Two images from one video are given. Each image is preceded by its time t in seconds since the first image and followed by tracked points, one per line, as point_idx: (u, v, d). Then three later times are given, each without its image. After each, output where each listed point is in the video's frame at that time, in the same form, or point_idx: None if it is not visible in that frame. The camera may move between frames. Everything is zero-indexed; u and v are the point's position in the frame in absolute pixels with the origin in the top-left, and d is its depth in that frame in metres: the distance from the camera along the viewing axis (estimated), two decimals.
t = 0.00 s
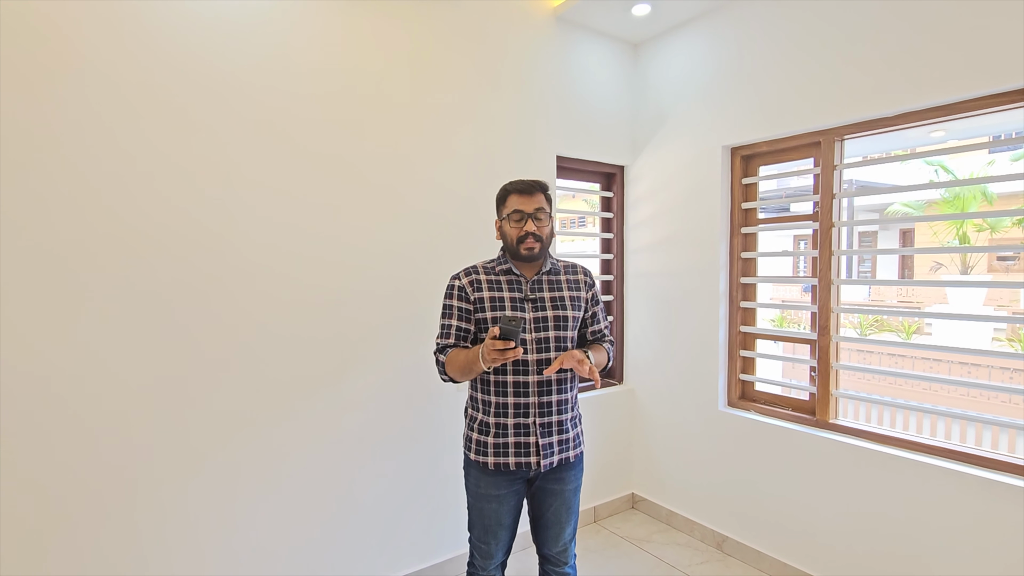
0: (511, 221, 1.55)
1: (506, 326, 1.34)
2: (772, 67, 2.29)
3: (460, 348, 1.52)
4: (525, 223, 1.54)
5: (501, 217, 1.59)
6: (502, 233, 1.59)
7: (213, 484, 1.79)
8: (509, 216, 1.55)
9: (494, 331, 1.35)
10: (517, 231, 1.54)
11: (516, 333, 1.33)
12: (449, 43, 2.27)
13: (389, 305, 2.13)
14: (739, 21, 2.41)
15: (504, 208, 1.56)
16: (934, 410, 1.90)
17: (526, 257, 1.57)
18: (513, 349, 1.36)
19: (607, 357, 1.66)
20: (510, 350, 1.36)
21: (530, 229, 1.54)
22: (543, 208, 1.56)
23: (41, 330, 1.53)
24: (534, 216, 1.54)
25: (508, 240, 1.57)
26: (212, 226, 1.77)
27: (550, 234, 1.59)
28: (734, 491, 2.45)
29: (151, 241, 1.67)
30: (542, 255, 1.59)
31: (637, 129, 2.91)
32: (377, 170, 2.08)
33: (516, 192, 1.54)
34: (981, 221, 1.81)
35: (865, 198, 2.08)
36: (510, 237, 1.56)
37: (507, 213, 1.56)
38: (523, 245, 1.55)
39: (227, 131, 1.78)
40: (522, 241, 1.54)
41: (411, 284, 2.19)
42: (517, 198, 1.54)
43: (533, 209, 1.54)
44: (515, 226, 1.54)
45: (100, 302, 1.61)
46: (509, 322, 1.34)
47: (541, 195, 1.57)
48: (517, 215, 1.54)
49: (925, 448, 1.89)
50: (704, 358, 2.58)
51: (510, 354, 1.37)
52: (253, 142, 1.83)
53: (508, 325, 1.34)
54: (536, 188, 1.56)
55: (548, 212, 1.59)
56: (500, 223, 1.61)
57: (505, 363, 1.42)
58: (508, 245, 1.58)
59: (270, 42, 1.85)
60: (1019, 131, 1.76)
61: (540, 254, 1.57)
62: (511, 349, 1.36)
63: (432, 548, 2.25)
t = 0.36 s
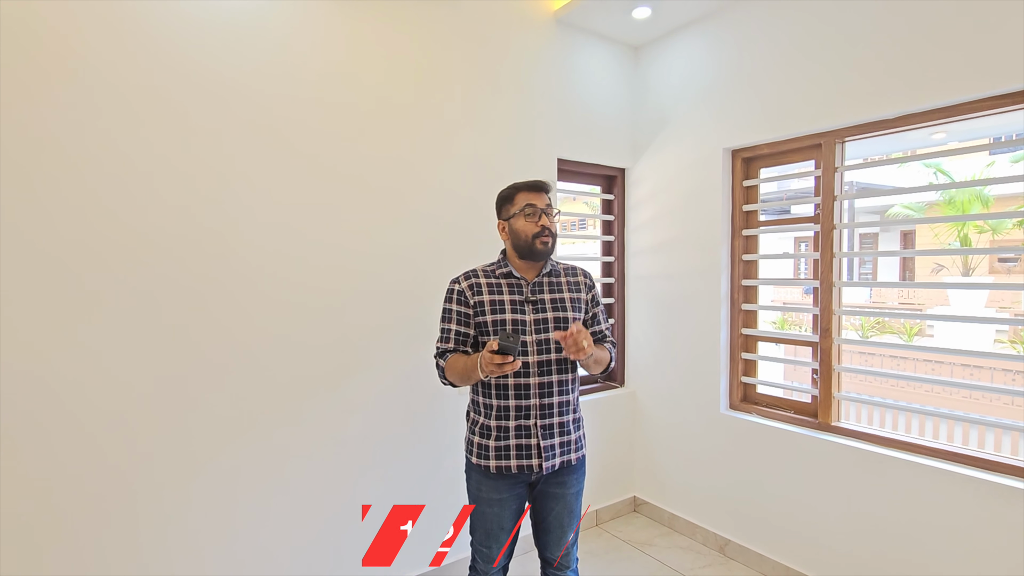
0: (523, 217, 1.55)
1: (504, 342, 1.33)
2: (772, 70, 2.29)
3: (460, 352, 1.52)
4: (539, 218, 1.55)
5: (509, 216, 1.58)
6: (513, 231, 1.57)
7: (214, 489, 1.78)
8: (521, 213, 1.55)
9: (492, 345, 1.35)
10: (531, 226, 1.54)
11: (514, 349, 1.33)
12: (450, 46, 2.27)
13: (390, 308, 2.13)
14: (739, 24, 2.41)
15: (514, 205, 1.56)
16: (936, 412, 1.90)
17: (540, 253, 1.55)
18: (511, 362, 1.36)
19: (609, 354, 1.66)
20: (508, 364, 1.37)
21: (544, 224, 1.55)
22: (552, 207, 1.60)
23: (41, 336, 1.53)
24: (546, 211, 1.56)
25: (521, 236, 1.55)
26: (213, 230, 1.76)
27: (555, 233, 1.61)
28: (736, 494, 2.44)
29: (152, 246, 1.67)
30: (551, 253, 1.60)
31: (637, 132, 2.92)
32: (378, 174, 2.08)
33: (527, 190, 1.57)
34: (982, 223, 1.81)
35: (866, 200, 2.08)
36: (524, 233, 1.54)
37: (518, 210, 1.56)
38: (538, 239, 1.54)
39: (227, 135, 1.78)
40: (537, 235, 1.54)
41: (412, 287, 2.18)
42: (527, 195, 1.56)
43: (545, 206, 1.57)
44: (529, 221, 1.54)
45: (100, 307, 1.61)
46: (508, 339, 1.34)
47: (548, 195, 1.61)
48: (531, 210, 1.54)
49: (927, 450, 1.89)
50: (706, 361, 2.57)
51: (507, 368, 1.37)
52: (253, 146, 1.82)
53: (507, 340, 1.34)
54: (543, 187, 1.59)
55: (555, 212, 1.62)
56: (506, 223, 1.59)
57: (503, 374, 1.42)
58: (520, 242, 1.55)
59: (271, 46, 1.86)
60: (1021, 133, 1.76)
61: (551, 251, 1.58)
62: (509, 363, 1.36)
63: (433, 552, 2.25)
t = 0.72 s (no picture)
0: (520, 221, 1.55)
1: (511, 341, 1.33)
2: (771, 72, 2.29)
3: (460, 355, 1.52)
4: (536, 222, 1.54)
5: (507, 220, 1.58)
6: (510, 234, 1.57)
7: (214, 494, 1.78)
8: (518, 216, 1.55)
9: (497, 345, 1.35)
10: (529, 229, 1.54)
11: (519, 348, 1.33)
12: (449, 50, 2.28)
13: (390, 311, 2.13)
14: (737, 27, 2.42)
15: (511, 209, 1.56)
16: (936, 413, 1.89)
17: (536, 257, 1.55)
18: (515, 363, 1.36)
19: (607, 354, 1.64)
20: (512, 364, 1.37)
21: (542, 226, 1.55)
22: (550, 211, 1.59)
23: (41, 340, 1.53)
24: (543, 213, 1.56)
25: (518, 239, 1.55)
26: (213, 234, 1.77)
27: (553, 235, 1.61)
28: (736, 496, 2.44)
29: (152, 250, 1.67)
30: (549, 257, 1.59)
31: (636, 134, 2.92)
32: (377, 177, 2.09)
33: (524, 193, 1.57)
34: (981, 224, 1.81)
35: (865, 202, 2.08)
36: (522, 236, 1.54)
37: (515, 213, 1.56)
38: (534, 243, 1.54)
39: (226, 139, 1.78)
40: (533, 239, 1.54)
41: (412, 291, 2.19)
42: (524, 198, 1.56)
43: (542, 209, 1.56)
44: (526, 224, 1.54)
45: (100, 312, 1.61)
46: (514, 339, 1.33)
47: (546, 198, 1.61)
48: (527, 213, 1.54)
49: (927, 451, 1.89)
50: (706, 363, 2.57)
51: (511, 368, 1.37)
52: (253, 150, 1.83)
53: (513, 340, 1.33)
54: (540, 190, 1.59)
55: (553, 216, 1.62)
56: (504, 226, 1.59)
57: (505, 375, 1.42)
58: (519, 245, 1.55)
59: (271, 51, 1.86)
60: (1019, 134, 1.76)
61: (550, 253, 1.57)
62: (513, 363, 1.36)
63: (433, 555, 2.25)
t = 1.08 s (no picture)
0: (519, 225, 1.54)
1: (506, 346, 1.34)
2: (770, 72, 2.30)
3: (460, 356, 1.53)
4: (535, 226, 1.54)
5: (505, 223, 1.57)
6: (510, 238, 1.57)
7: (214, 494, 1.78)
8: (518, 221, 1.54)
9: (493, 349, 1.36)
10: (528, 234, 1.53)
11: (516, 353, 1.35)
12: (448, 52, 2.28)
13: (390, 312, 2.13)
14: (736, 27, 2.42)
15: (510, 213, 1.54)
16: (936, 413, 1.89)
17: (536, 260, 1.56)
18: (512, 367, 1.37)
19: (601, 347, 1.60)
20: (509, 368, 1.38)
21: (541, 231, 1.54)
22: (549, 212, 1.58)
23: (42, 341, 1.53)
24: (543, 218, 1.54)
25: (518, 244, 1.55)
26: (213, 235, 1.77)
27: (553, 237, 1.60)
28: (737, 497, 2.44)
29: (152, 252, 1.68)
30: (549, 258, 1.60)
31: (636, 135, 2.92)
32: (377, 178, 2.09)
33: (523, 197, 1.54)
34: (979, 224, 1.81)
35: (864, 202, 2.08)
36: (522, 241, 1.54)
37: (514, 218, 1.55)
38: (534, 248, 1.54)
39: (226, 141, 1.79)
40: (533, 244, 1.54)
41: (412, 291, 2.19)
42: (523, 202, 1.54)
43: (541, 212, 1.55)
44: (525, 229, 1.53)
45: (101, 313, 1.61)
46: (510, 344, 1.34)
47: (545, 199, 1.59)
48: (526, 218, 1.53)
49: (927, 451, 1.89)
50: (705, 363, 2.57)
51: (508, 372, 1.38)
52: (253, 152, 1.84)
53: (508, 345, 1.35)
54: (539, 192, 1.57)
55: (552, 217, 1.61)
56: (503, 229, 1.58)
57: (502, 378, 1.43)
58: (518, 250, 1.55)
59: (271, 53, 1.87)
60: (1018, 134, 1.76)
61: (550, 257, 1.58)
62: (510, 367, 1.37)
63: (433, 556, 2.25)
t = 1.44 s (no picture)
0: (503, 235, 1.55)
1: (502, 343, 1.36)
2: (769, 72, 2.30)
3: (461, 357, 1.54)
4: (517, 236, 1.54)
5: (493, 231, 1.59)
6: (496, 246, 1.59)
7: (215, 495, 1.79)
8: (502, 230, 1.55)
9: (491, 347, 1.38)
10: (511, 244, 1.54)
11: (513, 349, 1.36)
12: (448, 52, 2.29)
13: (390, 312, 2.14)
14: (736, 27, 2.42)
15: (494, 222, 1.55)
16: (937, 412, 1.89)
17: (522, 268, 1.58)
18: (510, 363, 1.39)
19: (606, 358, 1.64)
20: (507, 365, 1.39)
21: (524, 241, 1.54)
22: (533, 218, 1.55)
23: (42, 343, 1.54)
24: (525, 227, 1.53)
25: (503, 253, 1.57)
26: (213, 237, 1.78)
27: (541, 242, 1.58)
28: (737, 496, 2.44)
29: (152, 253, 1.68)
30: (538, 262, 1.60)
31: (636, 135, 2.92)
32: (377, 179, 2.10)
33: (505, 206, 1.53)
34: (980, 224, 1.81)
35: (864, 201, 2.08)
36: (505, 251, 1.56)
37: (498, 227, 1.56)
38: (518, 257, 1.55)
39: (226, 143, 1.79)
40: (517, 253, 1.55)
41: (412, 292, 2.19)
42: (506, 211, 1.53)
43: (524, 221, 1.54)
44: (508, 239, 1.55)
45: (101, 314, 1.62)
46: (506, 340, 1.36)
47: (530, 204, 1.55)
48: (509, 229, 1.54)
49: (927, 450, 1.89)
50: (705, 363, 2.57)
51: (507, 368, 1.39)
52: (254, 153, 1.84)
53: (505, 342, 1.37)
54: (524, 198, 1.54)
55: (539, 221, 1.58)
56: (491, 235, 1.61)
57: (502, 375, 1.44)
58: (504, 258, 1.58)
59: (271, 54, 1.88)
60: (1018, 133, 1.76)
61: (536, 263, 1.58)
62: (508, 364, 1.39)
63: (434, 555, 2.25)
